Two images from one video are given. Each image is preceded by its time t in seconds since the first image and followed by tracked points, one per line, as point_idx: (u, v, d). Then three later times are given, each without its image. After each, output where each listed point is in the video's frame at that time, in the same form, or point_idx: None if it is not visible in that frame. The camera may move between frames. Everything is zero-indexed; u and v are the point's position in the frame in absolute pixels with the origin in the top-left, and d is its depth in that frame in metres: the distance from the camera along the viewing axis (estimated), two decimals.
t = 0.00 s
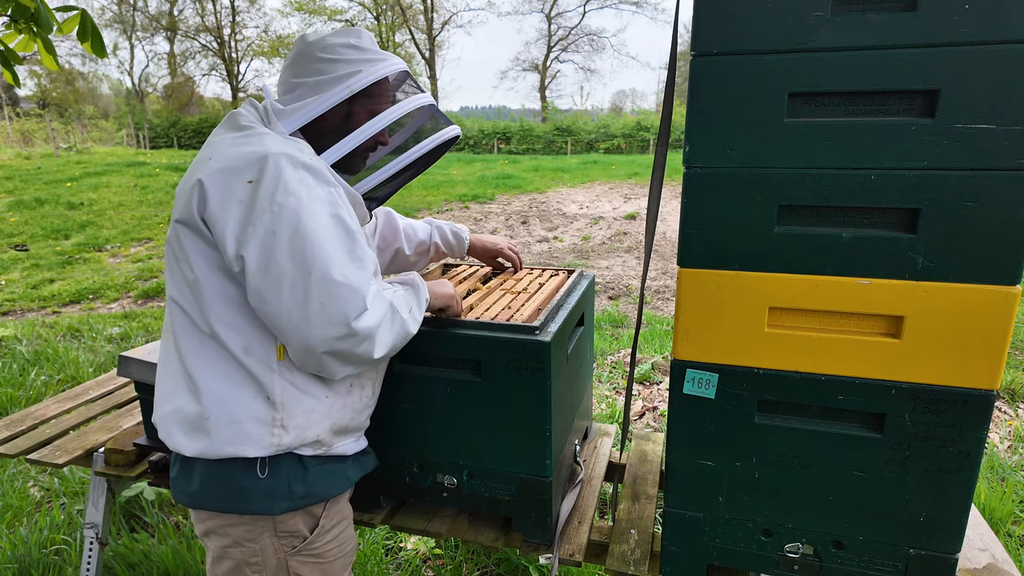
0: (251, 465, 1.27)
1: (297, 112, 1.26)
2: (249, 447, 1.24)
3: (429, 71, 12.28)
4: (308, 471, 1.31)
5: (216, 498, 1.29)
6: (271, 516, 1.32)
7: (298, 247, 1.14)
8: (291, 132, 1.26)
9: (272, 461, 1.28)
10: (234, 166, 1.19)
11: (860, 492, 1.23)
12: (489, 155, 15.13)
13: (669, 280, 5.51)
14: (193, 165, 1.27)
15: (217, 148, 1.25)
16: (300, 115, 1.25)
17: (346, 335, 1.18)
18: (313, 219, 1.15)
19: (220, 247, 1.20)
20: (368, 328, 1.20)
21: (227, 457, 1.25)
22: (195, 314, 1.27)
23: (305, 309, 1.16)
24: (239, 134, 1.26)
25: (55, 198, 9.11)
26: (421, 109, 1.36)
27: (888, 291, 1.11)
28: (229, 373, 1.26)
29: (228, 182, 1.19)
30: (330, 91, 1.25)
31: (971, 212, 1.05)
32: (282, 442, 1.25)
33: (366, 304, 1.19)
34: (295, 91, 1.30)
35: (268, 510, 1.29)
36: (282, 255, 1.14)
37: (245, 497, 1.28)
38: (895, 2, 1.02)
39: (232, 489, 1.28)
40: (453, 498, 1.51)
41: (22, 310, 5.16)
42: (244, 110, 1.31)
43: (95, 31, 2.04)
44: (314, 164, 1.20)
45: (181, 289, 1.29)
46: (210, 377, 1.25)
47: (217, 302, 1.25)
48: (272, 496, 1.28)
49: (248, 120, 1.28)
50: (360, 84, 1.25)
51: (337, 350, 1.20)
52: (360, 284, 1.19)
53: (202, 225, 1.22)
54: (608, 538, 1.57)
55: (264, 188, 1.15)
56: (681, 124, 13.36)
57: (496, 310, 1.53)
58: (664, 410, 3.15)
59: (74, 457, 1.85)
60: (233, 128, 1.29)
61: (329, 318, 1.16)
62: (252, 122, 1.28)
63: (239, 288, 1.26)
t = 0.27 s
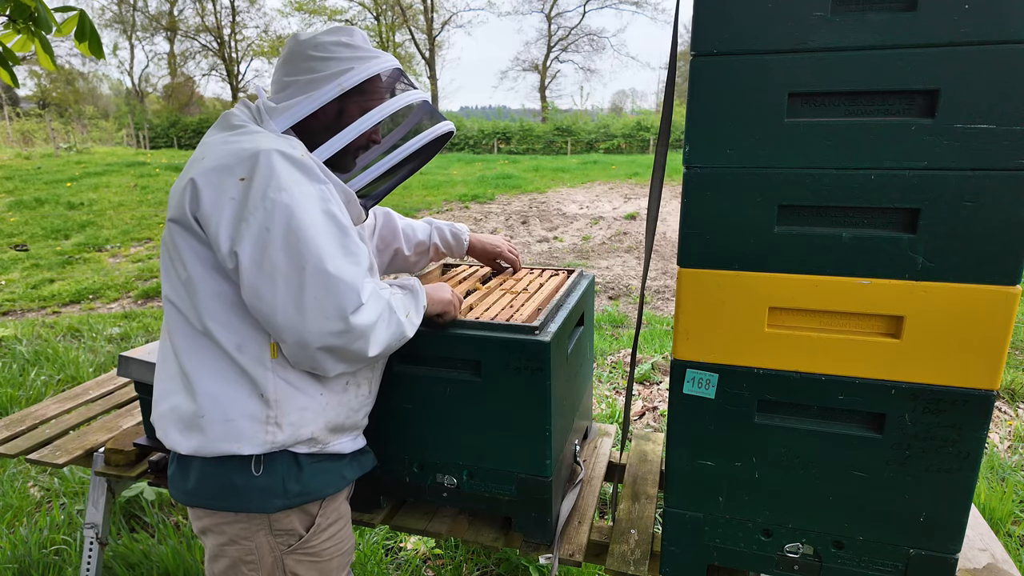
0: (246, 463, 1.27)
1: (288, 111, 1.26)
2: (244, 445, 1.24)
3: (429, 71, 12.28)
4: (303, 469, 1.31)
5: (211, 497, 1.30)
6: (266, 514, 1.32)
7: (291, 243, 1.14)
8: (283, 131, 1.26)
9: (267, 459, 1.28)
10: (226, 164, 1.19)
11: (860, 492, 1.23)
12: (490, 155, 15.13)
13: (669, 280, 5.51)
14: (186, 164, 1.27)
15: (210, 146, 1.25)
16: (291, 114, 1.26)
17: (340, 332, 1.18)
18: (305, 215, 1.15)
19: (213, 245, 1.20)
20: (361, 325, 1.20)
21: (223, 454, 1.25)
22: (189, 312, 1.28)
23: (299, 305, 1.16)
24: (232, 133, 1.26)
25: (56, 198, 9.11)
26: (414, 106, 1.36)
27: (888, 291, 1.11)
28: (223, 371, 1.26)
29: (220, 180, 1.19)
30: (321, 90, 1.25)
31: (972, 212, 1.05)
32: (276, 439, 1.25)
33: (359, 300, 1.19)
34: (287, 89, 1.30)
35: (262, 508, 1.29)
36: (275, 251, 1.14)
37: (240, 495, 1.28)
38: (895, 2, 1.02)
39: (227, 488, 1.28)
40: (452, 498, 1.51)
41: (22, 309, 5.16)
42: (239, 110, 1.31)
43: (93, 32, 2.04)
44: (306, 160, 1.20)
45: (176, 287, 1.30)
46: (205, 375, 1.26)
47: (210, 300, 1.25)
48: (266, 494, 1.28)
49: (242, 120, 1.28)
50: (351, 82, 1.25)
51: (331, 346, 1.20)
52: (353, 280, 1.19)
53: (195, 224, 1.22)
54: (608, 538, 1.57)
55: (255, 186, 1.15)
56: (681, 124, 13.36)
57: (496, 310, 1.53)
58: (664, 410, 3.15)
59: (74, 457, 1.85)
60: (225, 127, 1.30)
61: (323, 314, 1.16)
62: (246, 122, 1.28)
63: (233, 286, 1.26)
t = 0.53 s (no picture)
0: (245, 463, 1.28)
1: (287, 111, 1.26)
2: (241, 444, 1.24)
3: (429, 71, 12.28)
4: (302, 469, 1.31)
5: (209, 495, 1.30)
6: (265, 513, 1.32)
7: (285, 244, 1.14)
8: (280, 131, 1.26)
9: (265, 459, 1.28)
10: (221, 165, 1.19)
11: (860, 492, 1.23)
12: (490, 155, 15.13)
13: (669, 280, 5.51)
14: (183, 165, 1.27)
15: (206, 147, 1.25)
16: (290, 114, 1.25)
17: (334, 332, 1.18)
18: (299, 216, 1.15)
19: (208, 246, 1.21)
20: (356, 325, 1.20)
21: (221, 454, 1.26)
22: (187, 313, 1.28)
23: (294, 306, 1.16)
24: (228, 133, 1.26)
25: (56, 198, 9.11)
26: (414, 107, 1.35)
27: (888, 291, 1.11)
28: (220, 371, 1.26)
29: (215, 181, 1.19)
30: (321, 90, 1.25)
31: (972, 212, 1.05)
32: (273, 439, 1.25)
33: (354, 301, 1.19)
34: (287, 89, 1.30)
35: (261, 507, 1.29)
36: (269, 252, 1.14)
37: (238, 494, 1.28)
38: (895, 2, 1.02)
39: (225, 487, 1.28)
40: (452, 498, 1.51)
41: (22, 309, 5.16)
42: (237, 110, 1.32)
43: (91, 32, 2.05)
44: (301, 161, 1.20)
45: (173, 288, 1.30)
46: (203, 375, 1.26)
47: (207, 301, 1.25)
48: (265, 493, 1.28)
49: (240, 120, 1.28)
50: (350, 84, 1.25)
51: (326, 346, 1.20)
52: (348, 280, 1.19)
53: (191, 225, 1.23)
54: (608, 538, 1.57)
55: (249, 187, 1.15)
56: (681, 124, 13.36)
57: (495, 310, 1.53)
58: (664, 410, 3.15)
59: (74, 457, 1.85)
60: (223, 127, 1.30)
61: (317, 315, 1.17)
62: (244, 122, 1.28)
63: (230, 286, 1.26)
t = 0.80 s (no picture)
0: (244, 462, 1.28)
1: (293, 111, 1.26)
2: (241, 444, 1.24)
3: (429, 71, 12.28)
4: (301, 469, 1.31)
5: (208, 493, 1.30)
6: (263, 512, 1.32)
7: (286, 244, 1.14)
8: (284, 131, 1.27)
9: (265, 458, 1.28)
10: (223, 165, 1.19)
11: (860, 492, 1.23)
12: (490, 155, 15.14)
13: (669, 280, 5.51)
14: (186, 165, 1.28)
15: (209, 147, 1.25)
16: (295, 115, 1.26)
17: (334, 333, 1.19)
18: (299, 217, 1.15)
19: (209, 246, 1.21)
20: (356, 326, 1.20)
21: (221, 453, 1.26)
22: (188, 313, 1.28)
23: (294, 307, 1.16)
24: (231, 133, 1.27)
25: (56, 198, 9.11)
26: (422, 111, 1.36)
27: (888, 291, 1.11)
28: (221, 370, 1.27)
29: (216, 181, 1.19)
30: (328, 93, 1.25)
31: (972, 212, 1.05)
32: (273, 439, 1.25)
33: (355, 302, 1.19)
34: (296, 88, 1.30)
35: (259, 506, 1.29)
36: (270, 253, 1.14)
37: (237, 493, 1.28)
38: (895, 2, 1.02)
39: (224, 485, 1.28)
40: (452, 498, 1.51)
41: (21, 310, 5.16)
42: (241, 110, 1.32)
43: (92, 33, 2.05)
44: (303, 161, 1.20)
45: (175, 288, 1.30)
46: (204, 375, 1.26)
47: (208, 301, 1.25)
48: (263, 492, 1.28)
49: (243, 120, 1.29)
50: (359, 88, 1.25)
51: (326, 347, 1.20)
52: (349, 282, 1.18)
53: (192, 225, 1.23)
54: (608, 538, 1.57)
55: (251, 187, 1.15)
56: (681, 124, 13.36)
57: (496, 310, 1.53)
58: (664, 410, 3.15)
59: (73, 457, 1.85)
60: (227, 127, 1.31)
61: (318, 315, 1.17)
62: (248, 122, 1.29)
63: (231, 286, 1.26)
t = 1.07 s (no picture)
0: (245, 462, 1.28)
1: (301, 112, 1.26)
2: (242, 444, 1.25)
3: (428, 70, 12.27)
4: (302, 469, 1.30)
5: (209, 493, 1.30)
6: (264, 512, 1.32)
7: (289, 247, 1.14)
8: (291, 131, 1.27)
9: (266, 458, 1.28)
10: (226, 166, 1.19)
11: (860, 492, 1.23)
12: (490, 155, 15.14)
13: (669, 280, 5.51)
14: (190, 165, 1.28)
15: (213, 148, 1.25)
16: (304, 115, 1.26)
17: (336, 336, 1.19)
18: (302, 219, 1.15)
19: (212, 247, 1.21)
20: (358, 330, 1.20)
21: (222, 453, 1.26)
22: (191, 313, 1.29)
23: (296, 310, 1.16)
24: (235, 134, 1.27)
25: (55, 198, 9.11)
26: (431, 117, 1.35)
27: (888, 291, 1.11)
28: (223, 370, 1.27)
29: (219, 182, 1.19)
30: (338, 95, 1.25)
31: (972, 212, 1.05)
32: (274, 440, 1.25)
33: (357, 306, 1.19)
34: (306, 89, 1.30)
35: (259, 506, 1.29)
36: (272, 255, 1.14)
37: (238, 493, 1.28)
38: (895, 2, 1.02)
39: (225, 485, 1.28)
40: (452, 498, 1.51)
41: (21, 309, 5.16)
42: (246, 110, 1.33)
43: (93, 33, 2.04)
44: (306, 164, 1.20)
45: (179, 288, 1.31)
46: (206, 375, 1.26)
47: (211, 302, 1.25)
48: (264, 492, 1.28)
49: (249, 120, 1.30)
50: (369, 93, 1.25)
51: (328, 350, 1.20)
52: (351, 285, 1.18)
53: (196, 226, 1.23)
54: (608, 538, 1.57)
55: (254, 189, 1.15)
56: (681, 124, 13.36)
57: (496, 310, 1.53)
58: (664, 410, 3.15)
59: (73, 457, 1.85)
60: (232, 127, 1.31)
61: (320, 318, 1.17)
62: (253, 123, 1.29)
63: (233, 287, 1.26)
